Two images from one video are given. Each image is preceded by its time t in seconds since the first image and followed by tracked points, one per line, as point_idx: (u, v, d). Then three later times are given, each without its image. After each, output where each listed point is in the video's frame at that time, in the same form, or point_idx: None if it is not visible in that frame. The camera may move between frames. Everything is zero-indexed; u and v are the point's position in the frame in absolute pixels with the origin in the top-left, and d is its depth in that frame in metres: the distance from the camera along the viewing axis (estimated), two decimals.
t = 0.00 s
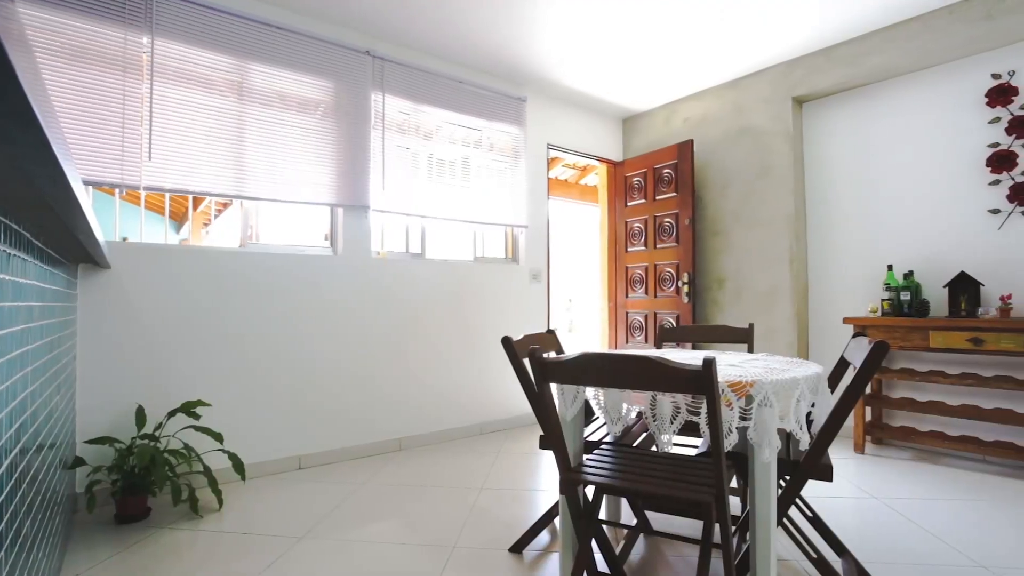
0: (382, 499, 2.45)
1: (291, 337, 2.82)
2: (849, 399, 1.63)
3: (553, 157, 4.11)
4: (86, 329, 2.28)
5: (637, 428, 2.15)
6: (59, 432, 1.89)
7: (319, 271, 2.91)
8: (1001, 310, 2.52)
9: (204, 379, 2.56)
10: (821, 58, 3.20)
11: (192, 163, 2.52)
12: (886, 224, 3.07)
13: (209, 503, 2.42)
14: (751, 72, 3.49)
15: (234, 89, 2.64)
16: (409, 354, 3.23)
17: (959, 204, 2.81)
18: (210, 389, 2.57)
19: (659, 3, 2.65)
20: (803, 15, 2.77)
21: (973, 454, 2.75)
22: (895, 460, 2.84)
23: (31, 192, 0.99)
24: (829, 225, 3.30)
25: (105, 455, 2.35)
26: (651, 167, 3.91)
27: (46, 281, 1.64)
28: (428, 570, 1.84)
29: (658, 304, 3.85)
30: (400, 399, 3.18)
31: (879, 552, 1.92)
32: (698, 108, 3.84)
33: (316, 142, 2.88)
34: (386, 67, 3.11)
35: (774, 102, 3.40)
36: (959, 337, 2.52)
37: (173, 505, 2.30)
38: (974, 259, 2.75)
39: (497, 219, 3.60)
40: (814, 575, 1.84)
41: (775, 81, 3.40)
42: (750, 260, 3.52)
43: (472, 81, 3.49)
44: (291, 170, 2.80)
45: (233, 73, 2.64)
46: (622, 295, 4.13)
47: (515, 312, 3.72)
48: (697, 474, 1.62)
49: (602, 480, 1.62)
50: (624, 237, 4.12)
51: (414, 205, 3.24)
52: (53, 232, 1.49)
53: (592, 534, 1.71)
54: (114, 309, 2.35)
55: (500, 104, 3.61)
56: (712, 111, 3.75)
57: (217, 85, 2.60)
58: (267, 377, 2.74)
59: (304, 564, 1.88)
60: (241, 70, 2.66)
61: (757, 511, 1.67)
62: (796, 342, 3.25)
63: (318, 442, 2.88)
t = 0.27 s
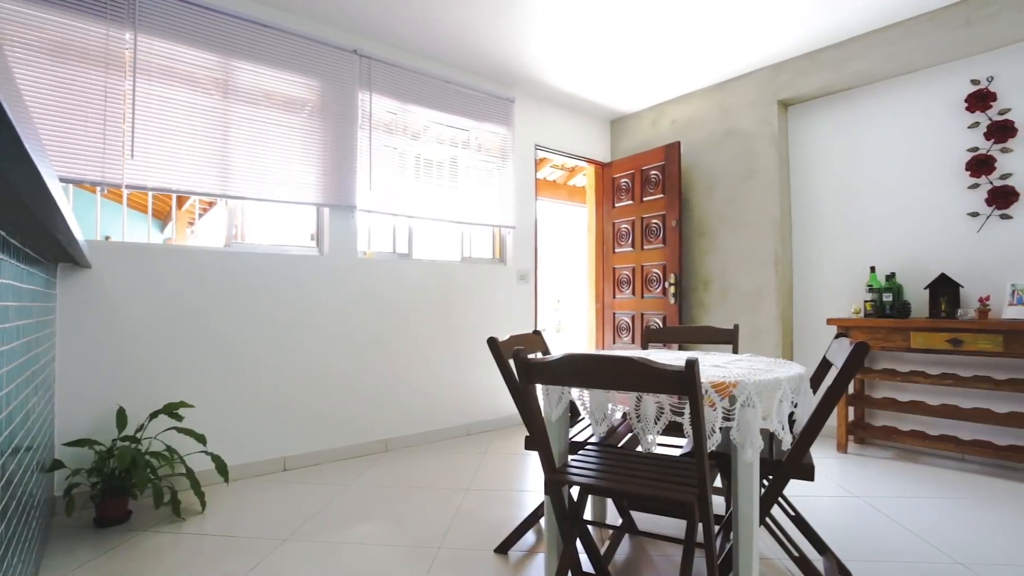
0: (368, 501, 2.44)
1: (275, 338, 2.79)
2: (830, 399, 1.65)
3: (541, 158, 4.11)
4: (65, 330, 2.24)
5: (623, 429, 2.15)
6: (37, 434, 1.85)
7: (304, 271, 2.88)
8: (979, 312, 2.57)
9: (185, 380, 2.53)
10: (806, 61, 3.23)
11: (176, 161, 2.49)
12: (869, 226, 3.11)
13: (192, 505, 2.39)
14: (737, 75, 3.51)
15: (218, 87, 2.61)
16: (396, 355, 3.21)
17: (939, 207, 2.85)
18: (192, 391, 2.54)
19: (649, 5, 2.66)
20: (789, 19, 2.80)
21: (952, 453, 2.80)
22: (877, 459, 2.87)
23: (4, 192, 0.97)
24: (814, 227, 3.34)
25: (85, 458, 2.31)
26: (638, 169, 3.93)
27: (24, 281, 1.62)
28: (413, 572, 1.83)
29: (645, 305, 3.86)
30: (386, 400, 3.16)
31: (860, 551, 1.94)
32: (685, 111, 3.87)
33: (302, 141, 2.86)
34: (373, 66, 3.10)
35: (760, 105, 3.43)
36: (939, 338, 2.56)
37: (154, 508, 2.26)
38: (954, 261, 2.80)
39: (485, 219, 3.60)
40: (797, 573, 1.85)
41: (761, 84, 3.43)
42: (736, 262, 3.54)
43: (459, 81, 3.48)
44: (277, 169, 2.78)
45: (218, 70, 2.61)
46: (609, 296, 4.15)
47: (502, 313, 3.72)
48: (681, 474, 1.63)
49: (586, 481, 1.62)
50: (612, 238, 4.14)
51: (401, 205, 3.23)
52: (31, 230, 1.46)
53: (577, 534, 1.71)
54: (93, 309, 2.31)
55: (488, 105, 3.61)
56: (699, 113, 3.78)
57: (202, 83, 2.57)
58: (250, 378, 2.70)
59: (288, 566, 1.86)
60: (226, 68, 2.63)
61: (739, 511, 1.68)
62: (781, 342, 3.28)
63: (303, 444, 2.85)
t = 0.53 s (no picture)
0: (353, 502, 2.42)
1: (259, 339, 2.76)
2: (810, 400, 1.66)
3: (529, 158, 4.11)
4: (42, 331, 2.20)
5: (607, 430, 2.16)
6: (14, 436, 1.82)
7: (289, 271, 2.86)
8: (958, 313, 2.61)
9: (167, 382, 2.49)
10: (791, 65, 3.26)
11: (159, 160, 2.46)
12: (852, 228, 3.15)
13: (174, 508, 2.36)
14: (723, 78, 3.54)
15: (202, 85, 2.58)
16: (382, 356, 3.20)
17: (920, 210, 2.90)
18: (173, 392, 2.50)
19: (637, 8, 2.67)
20: (774, 23, 2.83)
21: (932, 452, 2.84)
22: (859, 458, 2.91)
23: None
24: (798, 229, 3.38)
25: (64, 461, 2.27)
26: (625, 170, 3.94)
27: None
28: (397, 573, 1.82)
29: (632, 306, 3.88)
30: (372, 400, 3.15)
31: (840, 549, 1.97)
32: (672, 113, 3.89)
33: (288, 141, 2.83)
34: (359, 65, 3.08)
35: (746, 107, 3.46)
36: (919, 339, 2.60)
37: (135, 511, 2.23)
38: (934, 263, 2.84)
39: (472, 219, 3.59)
40: (778, 571, 1.87)
41: (746, 87, 3.47)
42: (721, 263, 3.57)
43: (447, 81, 3.47)
44: (262, 168, 2.75)
45: (202, 68, 2.58)
46: (597, 297, 4.16)
47: (490, 313, 3.72)
48: (664, 474, 1.64)
49: (570, 481, 1.62)
50: (599, 239, 4.16)
51: (388, 205, 3.21)
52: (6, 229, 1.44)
53: (562, 534, 1.71)
54: (72, 310, 2.27)
55: (475, 105, 3.60)
56: (686, 115, 3.81)
57: (186, 80, 2.54)
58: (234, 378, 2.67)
59: (270, 569, 1.84)
60: (210, 66, 2.60)
61: (722, 511, 1.69)
62: (766, 343, 3.31)
63: (287, 445, 2.83)
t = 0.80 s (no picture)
0: (337, 504, 2.41)
1: (241, 339, 2.73)
2: (790, 400, 1.68)
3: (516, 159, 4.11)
4: (17, 332, 2.16)
5: (591, 431, 2.17)
6: None
7: (273, 271, 2.83)
8: (936, 314, 2.66)
9: (147, 383, 2.45)
10: (774, 69, 3.30)
11: (141, 158, 2.42)
12: (834, 230, 3.19)
13: (155, 511, 2.33)
14: (708, 81, 3.57)
15: (185, 83, 2.55)
16: (367, 357, 3.18)
17: (899, 213, 2.94)
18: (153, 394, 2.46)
19: (624, 10, 2.69)
20: (759, 27, 2.86)
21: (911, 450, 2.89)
22: (840, 458, 2.95)
23: None
24: (782, 231, 3.41)
25: (41, 464, 2.23)
26: (612, 172, 3.96)
27: None
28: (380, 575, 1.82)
29: (618, 307, 3.90)
30: (357, 401, 3.13)
31: (819, 547, 2.00)
32: (659, 115, 3.92)
33: (273, 140, 2.81)
34: (345, 65, 3.06)
35: (731, 110, 3.49)
36: (899, 339, 2.64)
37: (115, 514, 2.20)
38: (913, 265, 2.89)
39: (459, 220, 3.59)
40: (760, 570, 1.89)
41: (731, 90, 3.50)
42: (706, 264, 3.60)
43: (434, 81, 3.46)
44: (246, 167, 2.72)
45: (186, 66, 2.55)
46: (583, 297, 4.18)
47: (476, 314, 3.72)
48: (647, 475, 1.65)
49: (553, 482, 1.63)
50: (586, 240, 4.17)
51: (375, 205, 3.20)
52: None
53: (545, 534, 1.72)
54: (49, 310, 2.23)
55: (462, 105, 3.60)
56: (672, 118, 3.83)
57: (169, 78, 2.51)
58: (216, 379, 2.64)
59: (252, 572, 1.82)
60: (194, 63, 2.57)
61: (704, 510, 1.70)
62: (750, 343, 3.34)
63: (272, 446, 2.81)
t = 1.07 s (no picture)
0: (322, 505, 2.40)
1: (224, 340, 2.70)
2: (770, 400, 1.71)
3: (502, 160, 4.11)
4: None
5: (575, 431, 2.18)
6: None
7: (256, 271, 2.80)
8: (915, 315, 2.71)
9: (126, 385, 2.42)
10: (757, 72, 3.33)
11: (121, 156, 2.39)
12: (816, 232, 3.23)
13: (136, 514, 2.30)
14: (694, 84, 3.60)
15: (168, 80, 2.51)
16: (352, 357, 3.17)
17: (880, 216, 2.99)
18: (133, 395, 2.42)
19: (611, 13, 2.70)
20: (743, 31, 2.89)
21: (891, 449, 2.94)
22: (822, 456, 2.99)
23: None
24: (765, 232, 3.45)
25: (17, 467, 2.18)
26: (598, 173, 3.98)
27: None
28: None
29: (605, 307, 3.92)
30: (342, 402, 3.11)
31: (798, 545, 2.02)
32: (645, 116, 3.94)
33: (258, 139, 2.78)
34: (331, 64, 3.04)
35: (716, 113, 3.52)
36: (878, 340, 2.68)
37: (94, 517, 2.16)
38: (893, 267, 2.94)
39: (446, 220, 3.58)
40: (742, 568, 1.91)
41: (716, 93, 3.53)
42: (691, 265, 3.62)
43: (421, 82, 3.46)
44: (230, 166, 2.69)
45: (169, 63, 2.52)
46: (570, 298, 4.19)
47: (463, 314, 3.71)
48: (629, 475, 1.66)
49: (536, 482, 1.64)
50: (573, 241, 4.19)
51: (360, 205, 3.18)
52: None
53: (530, 534, 1.73)
54: (24, 310, 2.18)
55: (449, 105, 3.59)
56: (657, 119, 3.86)
57: (151, 75, 2.47)
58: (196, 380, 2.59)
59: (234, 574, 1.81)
60: (177, 61, 2.54)
61: (686, 510, 1.72)
62: (734, 344, 3.38)
63: (255, 448, 2.78)
